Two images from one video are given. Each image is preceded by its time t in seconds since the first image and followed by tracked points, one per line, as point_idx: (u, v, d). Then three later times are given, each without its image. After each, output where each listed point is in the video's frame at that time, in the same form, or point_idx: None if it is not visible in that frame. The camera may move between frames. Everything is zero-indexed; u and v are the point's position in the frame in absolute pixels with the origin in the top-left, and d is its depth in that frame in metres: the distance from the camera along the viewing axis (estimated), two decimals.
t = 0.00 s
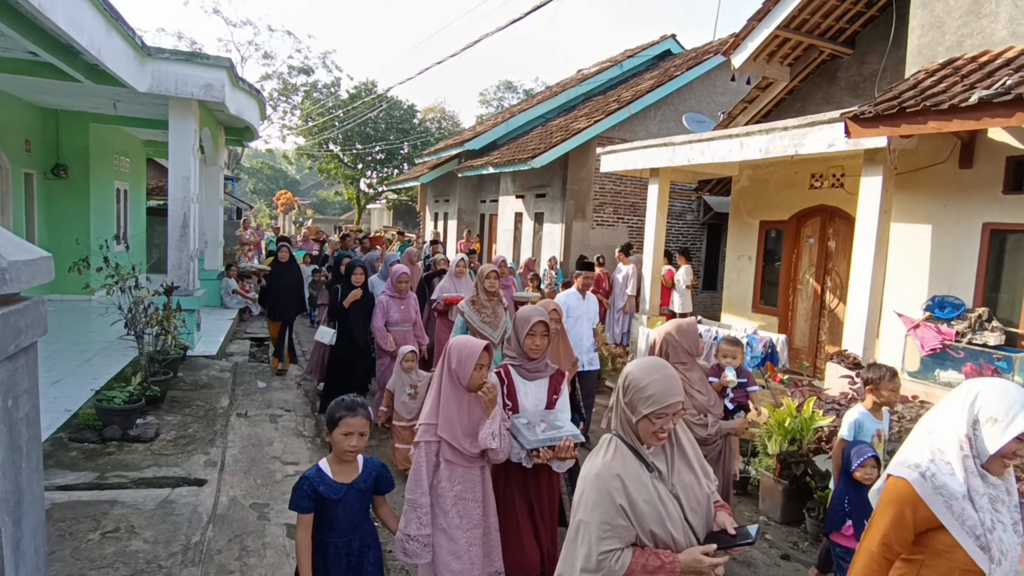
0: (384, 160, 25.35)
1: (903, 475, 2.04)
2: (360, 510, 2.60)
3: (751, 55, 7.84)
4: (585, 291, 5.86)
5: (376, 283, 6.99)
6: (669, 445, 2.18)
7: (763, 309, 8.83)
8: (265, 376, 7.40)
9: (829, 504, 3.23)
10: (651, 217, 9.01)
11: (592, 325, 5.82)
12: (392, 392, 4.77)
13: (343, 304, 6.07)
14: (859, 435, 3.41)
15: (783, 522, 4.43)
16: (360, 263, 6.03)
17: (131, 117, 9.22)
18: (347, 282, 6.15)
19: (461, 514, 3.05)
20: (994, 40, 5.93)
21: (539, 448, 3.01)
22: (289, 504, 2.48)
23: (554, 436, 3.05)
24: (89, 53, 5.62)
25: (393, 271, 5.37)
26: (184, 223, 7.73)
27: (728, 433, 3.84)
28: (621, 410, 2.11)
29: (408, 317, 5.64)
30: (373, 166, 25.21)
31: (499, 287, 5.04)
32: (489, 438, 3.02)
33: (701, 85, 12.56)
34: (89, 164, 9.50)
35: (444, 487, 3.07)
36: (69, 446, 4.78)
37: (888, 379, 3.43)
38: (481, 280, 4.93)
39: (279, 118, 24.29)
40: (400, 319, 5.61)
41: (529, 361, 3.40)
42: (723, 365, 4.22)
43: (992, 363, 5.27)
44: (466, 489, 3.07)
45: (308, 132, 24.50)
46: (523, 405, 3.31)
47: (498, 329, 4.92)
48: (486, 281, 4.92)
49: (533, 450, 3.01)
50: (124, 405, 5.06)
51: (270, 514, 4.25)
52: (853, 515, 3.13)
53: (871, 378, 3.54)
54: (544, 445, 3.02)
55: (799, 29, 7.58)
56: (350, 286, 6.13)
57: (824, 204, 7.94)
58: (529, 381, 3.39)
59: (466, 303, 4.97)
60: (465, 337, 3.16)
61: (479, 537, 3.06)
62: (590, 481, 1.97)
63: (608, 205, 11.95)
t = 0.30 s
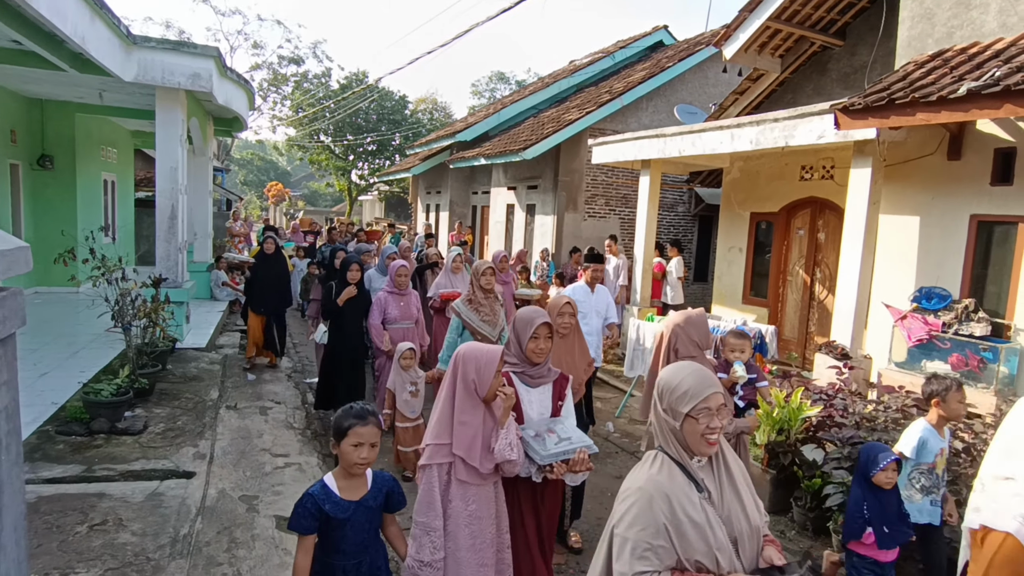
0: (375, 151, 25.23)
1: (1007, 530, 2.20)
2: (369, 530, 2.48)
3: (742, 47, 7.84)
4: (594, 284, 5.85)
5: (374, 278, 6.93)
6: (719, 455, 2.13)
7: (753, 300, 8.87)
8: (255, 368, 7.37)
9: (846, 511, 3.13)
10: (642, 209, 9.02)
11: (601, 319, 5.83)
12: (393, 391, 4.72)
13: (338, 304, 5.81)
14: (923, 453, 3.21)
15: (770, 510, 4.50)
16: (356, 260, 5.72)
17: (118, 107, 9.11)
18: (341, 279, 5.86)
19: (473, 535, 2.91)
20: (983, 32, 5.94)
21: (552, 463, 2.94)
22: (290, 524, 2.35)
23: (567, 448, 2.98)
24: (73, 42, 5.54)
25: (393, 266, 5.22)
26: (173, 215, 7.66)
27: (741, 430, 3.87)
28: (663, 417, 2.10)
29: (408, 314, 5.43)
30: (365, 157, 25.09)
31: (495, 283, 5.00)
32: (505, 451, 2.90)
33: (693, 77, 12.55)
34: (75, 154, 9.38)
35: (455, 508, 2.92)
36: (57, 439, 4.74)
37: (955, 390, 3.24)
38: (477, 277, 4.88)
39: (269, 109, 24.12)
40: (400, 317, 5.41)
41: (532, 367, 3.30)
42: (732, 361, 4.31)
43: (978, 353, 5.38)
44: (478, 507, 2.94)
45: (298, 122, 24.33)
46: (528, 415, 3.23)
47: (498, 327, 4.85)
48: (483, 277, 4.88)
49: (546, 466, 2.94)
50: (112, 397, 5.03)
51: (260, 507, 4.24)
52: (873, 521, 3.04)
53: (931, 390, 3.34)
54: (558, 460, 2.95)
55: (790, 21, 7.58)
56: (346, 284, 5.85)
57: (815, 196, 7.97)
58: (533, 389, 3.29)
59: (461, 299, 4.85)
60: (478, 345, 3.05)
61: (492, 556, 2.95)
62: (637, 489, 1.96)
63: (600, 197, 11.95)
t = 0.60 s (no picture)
0: (374, 147, 25.19)
1: None
2: (378, 550, 2.39)
3: (739, 43, 7.84)
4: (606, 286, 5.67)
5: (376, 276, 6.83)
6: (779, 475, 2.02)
7: (749, 297, 8.89)
8: (253, 364, 7.40)
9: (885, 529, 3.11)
10: (639, 205, 9.04)
11: (613, 322, 5.72)
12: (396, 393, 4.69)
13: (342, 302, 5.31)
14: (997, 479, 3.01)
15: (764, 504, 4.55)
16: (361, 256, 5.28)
17: (115, 102, 9.10)
18: (343, 277, 5.39)
19: (484, 549, 2.81)
20: (980, 28, 5.95)
21: (568, 474, 2.76)
22: (292, 546, 2.28)
23: (583, 458, 2.79)
24: (70, 37, 5.54)
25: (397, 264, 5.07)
26: (169, 210, 7.67)
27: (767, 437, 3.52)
28: (727, 426, 1.98)
29: (414, 314, 5.27)
30: (363, 153, 25.06)
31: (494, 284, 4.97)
32: (519, 459, 2.73)
33: (691, 73, 12.55)
34: (73, 150, 9.38)
35: (464, 523, 2.80)
36: (54, 434, 4.77)
37: None
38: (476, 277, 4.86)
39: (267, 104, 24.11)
40: (405, 316, 5.23)
41: (542, 372, 3.13)
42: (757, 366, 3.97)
43: (972, 350, 5.38)
44: (488, 521, 2.82)
45: (297, 118, 24.30)
46: (539, 423, 3.04)
47: (498, 327, 4.86)
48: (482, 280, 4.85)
49: (559, 477, 2.75)
50: (109, 393, 5.05)
51: (256, 501, 4.27)
52: (911, 540, 3.04)
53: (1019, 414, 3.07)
54: (573, 470, 2.77)
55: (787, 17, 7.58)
56: (350, 282, 5.37)
57: (811, 193, 7.99)
58: (543, 395, 3.11)
59: (460, 300, 4.87)
60: (487, 347, 2.87)
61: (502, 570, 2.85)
62: (694, 496, 1.83)
63: (598, 193, 11.96)
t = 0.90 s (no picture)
0: (381, 145, 25.29)
1: None
2: None
3: (747, 46, 7.85)
4: (630, 291, 5.36)
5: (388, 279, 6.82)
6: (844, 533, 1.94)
7: (754, 299, 8.90)
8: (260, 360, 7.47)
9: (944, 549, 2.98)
10: (645, 207, 9.06)
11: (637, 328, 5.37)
12: (411, 399, 4.42)
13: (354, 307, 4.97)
14: None
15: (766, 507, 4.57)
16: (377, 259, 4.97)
17: (126, 98, 9.18)
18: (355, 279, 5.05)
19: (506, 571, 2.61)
20: (991, 33, 5.93)
21: (602, 504, 2.51)
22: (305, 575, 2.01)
23: (619, 487, 2.53)
24: (84, 34, 5.60)
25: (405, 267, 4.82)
26: (178, 206, 7.73)
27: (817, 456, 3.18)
28: (800, 479, 1.89)
29: (423, 319, 4.97)
30: (370, 151, 25.17)
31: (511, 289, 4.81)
32: (550, 482, 2.53)
33: (699, 75, 12.56)
34: (84, 145, 9.47)
35: (486, 541, 2.62)
36: (64, 426, 4.84)
37: None
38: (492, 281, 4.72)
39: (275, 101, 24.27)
40: (414, 322, 4.95)
41: (577, 386, 2.82)
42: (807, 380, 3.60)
43: (977, 355, 5.38)
44: (512, 542, 2.61)
45: (305, 116, 24.42)
46: (571, 441, 2.75)
47: (510, 332, 4.71)
48: (498, 287, 4.71)
49: (593, 507, 2.51)
50: (118, 385, 5.11)
51: (261, 495, 4.32)
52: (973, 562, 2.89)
53: None
54: (608, 500, 2.51)
55: (795, 20, 7.58)
56: (363, 285, 5.02)
57: (817, 196, 7.98)
58: (577, 410, 2.81)
59: (473, 303, 4.71)
60: (516, 357, 2.67)
61: None
62: (757, 553, 1.75)
63: (604, 194, 11.98)
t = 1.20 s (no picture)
0: (396, 146, 25.43)
1: None
2: None
3: (766, 49, 7.81)
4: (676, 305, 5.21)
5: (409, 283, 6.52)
6: None
7: (769, 304, 8.84)
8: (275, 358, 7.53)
9: None
10: (661, 211, 9.03)
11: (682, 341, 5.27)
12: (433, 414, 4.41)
13: (373, 314, 4.88)
14: None
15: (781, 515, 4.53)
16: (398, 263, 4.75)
17: (147, 98, 9.30)
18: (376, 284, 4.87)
19: None
20: (1015, 37, 5.85)
21: (686, 539, 2.30)
22: None
23: (703, 521, 2.33)
24: (108, 35, 5.69)
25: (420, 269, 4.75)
26: (197, 205, 7.83)
27: (872, 485, 2.97)
28: (928, 545, 1.58)
29: (439, 324, 4.98)
30: (385, 151, 25.31)
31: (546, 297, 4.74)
32: (615, 517, 2.34)
33: (715, 78, 12.50)
34: (106, 144, 9.61)
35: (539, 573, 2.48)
36: (85, 420, 4.92)
37: None
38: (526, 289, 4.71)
39: (292, 101, 24.49)
40: (430, 326, 4.95)
41: (650, 406, 2.57)
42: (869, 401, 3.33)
43: (999, 364, 5.29)
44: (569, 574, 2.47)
45: (321, 116, 24.58)
46: (644, 468, 2.52)
47: (542, 342, 4.65)
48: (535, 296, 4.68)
49: (675, 543, 2.30)
50: (137, 381, 5.19)
51: (278, 492, 4.37)
52: None
53: None
54: (692, 534, 2.31)
55: (815, 23, 7.52)
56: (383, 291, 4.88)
57: (835, 201, 7.93)
58: (651, 433, 2.57)
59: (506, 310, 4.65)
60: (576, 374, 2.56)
61: None
62: None
63: (619, 197, 11.96)
